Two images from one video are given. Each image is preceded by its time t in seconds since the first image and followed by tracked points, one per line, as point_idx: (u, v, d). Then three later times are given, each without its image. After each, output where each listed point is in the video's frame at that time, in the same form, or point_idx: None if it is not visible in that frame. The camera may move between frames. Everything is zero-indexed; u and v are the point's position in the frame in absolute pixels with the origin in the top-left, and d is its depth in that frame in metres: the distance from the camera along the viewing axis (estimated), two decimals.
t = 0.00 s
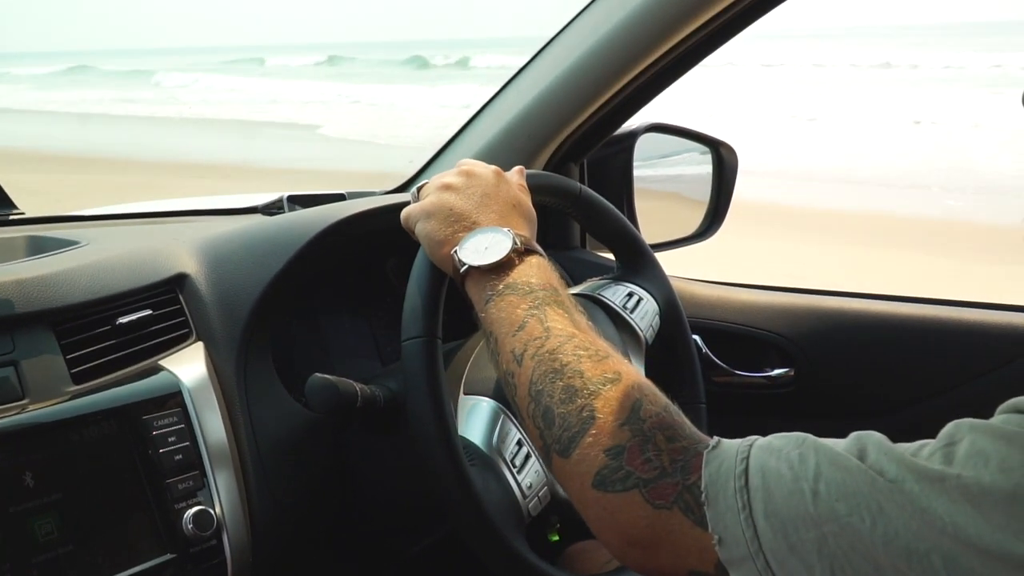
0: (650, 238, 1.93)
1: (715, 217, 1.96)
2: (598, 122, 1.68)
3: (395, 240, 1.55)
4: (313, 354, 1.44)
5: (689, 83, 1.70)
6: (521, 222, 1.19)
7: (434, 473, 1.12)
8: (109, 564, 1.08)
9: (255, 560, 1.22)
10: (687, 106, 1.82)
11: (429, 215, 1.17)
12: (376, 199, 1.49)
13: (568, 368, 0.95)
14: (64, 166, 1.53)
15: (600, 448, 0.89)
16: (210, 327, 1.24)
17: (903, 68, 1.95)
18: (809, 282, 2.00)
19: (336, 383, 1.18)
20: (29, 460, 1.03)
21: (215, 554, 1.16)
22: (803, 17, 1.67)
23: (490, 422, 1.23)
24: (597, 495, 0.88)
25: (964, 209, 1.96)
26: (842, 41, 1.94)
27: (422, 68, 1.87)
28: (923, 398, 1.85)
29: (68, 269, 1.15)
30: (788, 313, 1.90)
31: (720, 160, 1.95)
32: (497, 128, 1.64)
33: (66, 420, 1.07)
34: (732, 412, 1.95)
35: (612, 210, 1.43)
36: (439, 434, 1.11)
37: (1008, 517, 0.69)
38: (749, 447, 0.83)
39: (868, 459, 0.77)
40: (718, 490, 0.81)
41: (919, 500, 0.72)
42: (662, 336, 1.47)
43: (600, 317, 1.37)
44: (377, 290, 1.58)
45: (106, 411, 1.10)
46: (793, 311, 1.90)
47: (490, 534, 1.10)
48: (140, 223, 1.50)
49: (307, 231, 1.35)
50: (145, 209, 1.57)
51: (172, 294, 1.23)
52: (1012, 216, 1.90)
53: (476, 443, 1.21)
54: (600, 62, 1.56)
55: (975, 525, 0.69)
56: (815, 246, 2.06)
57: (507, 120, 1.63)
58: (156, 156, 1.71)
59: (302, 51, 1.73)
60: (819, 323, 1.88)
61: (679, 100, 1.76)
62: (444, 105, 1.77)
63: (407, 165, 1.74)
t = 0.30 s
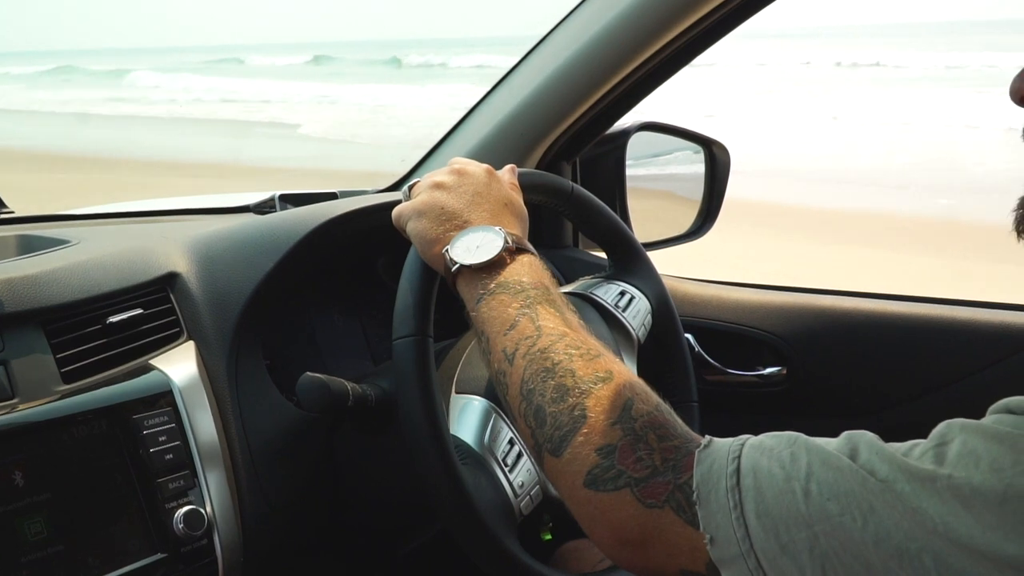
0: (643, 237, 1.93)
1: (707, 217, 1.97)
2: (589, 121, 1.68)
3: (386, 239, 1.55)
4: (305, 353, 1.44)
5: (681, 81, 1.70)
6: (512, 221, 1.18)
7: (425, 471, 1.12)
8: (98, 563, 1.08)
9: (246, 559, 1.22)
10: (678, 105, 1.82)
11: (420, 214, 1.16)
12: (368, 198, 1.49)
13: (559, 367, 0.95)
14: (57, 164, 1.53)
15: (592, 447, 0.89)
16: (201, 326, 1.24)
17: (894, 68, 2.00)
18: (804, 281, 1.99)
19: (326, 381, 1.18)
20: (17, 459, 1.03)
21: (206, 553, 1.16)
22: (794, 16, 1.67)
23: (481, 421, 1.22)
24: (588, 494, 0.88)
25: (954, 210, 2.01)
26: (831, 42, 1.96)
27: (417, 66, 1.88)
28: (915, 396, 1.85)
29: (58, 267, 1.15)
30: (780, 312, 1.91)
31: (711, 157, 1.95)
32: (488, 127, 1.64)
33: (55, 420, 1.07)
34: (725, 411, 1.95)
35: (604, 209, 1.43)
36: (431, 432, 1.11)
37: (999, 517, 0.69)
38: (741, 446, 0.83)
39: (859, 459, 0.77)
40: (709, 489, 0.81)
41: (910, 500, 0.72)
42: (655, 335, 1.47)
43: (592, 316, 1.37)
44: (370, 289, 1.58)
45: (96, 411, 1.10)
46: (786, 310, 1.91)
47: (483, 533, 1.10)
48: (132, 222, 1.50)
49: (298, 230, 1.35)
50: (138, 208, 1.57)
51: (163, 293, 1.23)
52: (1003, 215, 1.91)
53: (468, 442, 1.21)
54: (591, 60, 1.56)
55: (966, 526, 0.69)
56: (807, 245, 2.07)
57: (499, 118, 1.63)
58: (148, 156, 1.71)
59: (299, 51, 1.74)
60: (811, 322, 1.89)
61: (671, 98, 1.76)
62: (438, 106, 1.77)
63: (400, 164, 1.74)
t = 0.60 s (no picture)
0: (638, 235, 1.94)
1: (704, 215, 1.97)
2: (587, 118, 1.68)
3: (384, 234, 1.55)
4: (302, 348, 1.44)
5: (680, 79, 1.70)
6: (511, 217, 1.19)
7: (422, 466, 1.12)
8: (97, 557, 1.08)
9: (243, 553, 1.22)
10: (676, 102, 1.82)
11: (418, 209, 1.17)
12: (366, 194, 1.49)
13: (558, 364, 0.95)
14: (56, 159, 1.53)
15: (590, 443, 0.89)
16: (198, 321, 1.24)
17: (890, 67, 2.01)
18: (799, 280, 2.00)
19: (324, 376, 1.18)
20: (16, 453, 1.03)
21: (203, 547, 1.16)
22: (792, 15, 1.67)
23: (479, 417, 1.22)
24: (586, 490, 0.89)
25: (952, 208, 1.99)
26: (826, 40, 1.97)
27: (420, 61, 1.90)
28: (911, 394, 1.86)
29: (55, 262, 1.15)
30: (777, 310, 1.91)
31: (709, 155, 1.95)
32: (486, 123, 1.64)
33: (54, 413, 1.07)
34: (721, 408, 1.96)
35: (602, 206, 1.43)
36: (428, 428, 1.12)
37: (996, 515, 0.70)
38: (739, 443, 0.83)
39: (858, 457, 0.77)
40: (708, 486, 0.82)
41: (908, 497, 0.73)
42: (651, 332, 1.47)
43: (590, 313, 1.37)
44: (367, 285, 1.59)
45: (94, 405, 1.10)
46: (782, 309, 1.91)
47: (480, 528, 1.11)
48: (130, 217, 1.50)
49: (296, 225, 1.35)
50: (135, 203, 1.57)
51: (161, 288, 1.23)
52: (999, 213, 1.91)
53: (465, 438, 1.21)
54: (590, 57, 1.56)
55: (963, 524, 0.70)
56: (804, 243, 2.07)
57: (497, 114, 1.63)
58: (145, 150, 1.71)
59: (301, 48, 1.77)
60: (806, 320, 1.89)
61: (669, 96, 1.76)
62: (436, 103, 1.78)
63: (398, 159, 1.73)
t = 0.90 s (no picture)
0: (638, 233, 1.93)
1: (704, 213, 1.96)
2: (588, 115, 1.68)
3: (385, 231, 1.55)
4: (301, 343, 1.44)
5: (680, 77, 1.70)
6: (511, 215, 1.19)
7: (422, 463, 1.12)
8: (96, 552, 1.08)
9: (241, 550, 1.22)
10: (677, 100, 1.82)
11: (419, 207, 1.16)
12: (367, 190, 1.49)
13: (558, 362, 0.95)
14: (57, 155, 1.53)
15: (591, 442, 0.89)
16: (198, 317, 1.24)
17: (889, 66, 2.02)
18: (800, 277, 1.99)
19: (324, 373, 1.18)
20: (15, 448, 1.03)
21: (202, 543, 1.16)
22: (792, 13, 1.67)
23: (478, 414, 1.23)
24: (586, 488, 0.89)
25: (953, 207, 2.01)
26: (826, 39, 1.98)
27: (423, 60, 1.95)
28: (910, 393, 1.86)
29: (55, 257, 1.15)
30: (776, 308, 1.91)
31: (709, 153, 1.95)
32: (486, 120, 1.64)
33: (54, 408, 1.07)
34: (720, 405, 1.96)
35: (602, 204, 1.43)
36: (428, 425, 1.12)
37: (996, 515, 0.70)
38: (739, 442, 0.83)
39: (858, 457, 0.77)
40: (707, 485, 0.82)
41: (908, 497, 0.73)
42: (651, 330, 1.47)
43: (590, 310, 1.37)
44: (367, 282, 1.59)
45: (93, 400, 1.10)
46: (782, 307, 1.91)
47: (481, 526, 1.11)
48: (130, 213, 1.50)
49: (296, 222, 1.35)
50: (135, 199, 1.57)
51: (161, 284, 1.23)
52: (1000, 213, 1.92)
53: (465, 435, 1.21)
54: (591, 55, 1.56)
55: (963, 523, 0.70)
56: (804, 241, 2.07)
57: (498, 111, 1.63)
58: (146, 146, 1.71)
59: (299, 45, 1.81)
60: (806, 318, 1.90)
61: (670, 94, 1.76)
62: (436, 100, 1.78)
63: (398, 155, 1.72)
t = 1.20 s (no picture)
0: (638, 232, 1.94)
1: (704, 212, 1.97)
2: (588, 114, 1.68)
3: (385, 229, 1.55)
4: (301, 341, 1.44)
5: (680, 76, 1.70)
6: (511, 213, 1.19)
7: (421, 461, 1.12)
8: (96, 550, 1.08)
9: (241, 548, 1.22)
10: (677, 99, 1.82)
11: (419, 205, 1.16)
12: (366, 188, 1.49)
13: (557, 360, 0.95)
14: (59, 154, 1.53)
15: (589, 440, 0.89)
16: (198, 315, 1.24)
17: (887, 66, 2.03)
18: (802, 276, 1.99)
19: (324, 371, 1.18)
20: (15, 446, 1.03)
21: (202, 541, 1.16)
22: (792, 12, 1.67)
23: (478, 412, 1.23)
24: (585, 486, 0.89)
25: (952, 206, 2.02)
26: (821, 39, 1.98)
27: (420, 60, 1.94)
28: (910, 391, 1.85)
29: (55, 255, 1.15)
30: (776, 307, 1.91)
31: (709, 151, 1.96)
32: (487, 119, 1.64)
33: (54, 406, 1.07)
34: (720, 404, 1.96)
35: (602, 203, 1.43)
36: (428, 424, 1.12)
37: (995, 514, 0.70)
38: (737, 440, 0.83)
39: (856, 456, 0.77)
40: (706, 484, 0.82)
41: (906, 496, 0.73)
42: (650, 329, 1.47)
43: (590, 309, 1.37)
44: (367, 280, 1.59)
45: (93, 398, 1.10)
46: (782, 306, 1.91)
47: (480, 525, 1.11)
48: (130, 211, 1.50)
49: (296, 220, 1.35)
50: (136, 197, 1.57)
51: (161, 282, 1.23)
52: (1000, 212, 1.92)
53: (464, 434, 1.21)
54: (591, 53, 1.56)
55: (961, 522, 0.70)
56: (804, 241, 2.08)
57: (498, 110, 1.63)
58: (147, 145, 1.71)
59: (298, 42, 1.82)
60: (806, 317, 1.89)
61: (671, 92, 1.76)
62: (436, 99, 1.78)
63: (398, 154, 1.72)
